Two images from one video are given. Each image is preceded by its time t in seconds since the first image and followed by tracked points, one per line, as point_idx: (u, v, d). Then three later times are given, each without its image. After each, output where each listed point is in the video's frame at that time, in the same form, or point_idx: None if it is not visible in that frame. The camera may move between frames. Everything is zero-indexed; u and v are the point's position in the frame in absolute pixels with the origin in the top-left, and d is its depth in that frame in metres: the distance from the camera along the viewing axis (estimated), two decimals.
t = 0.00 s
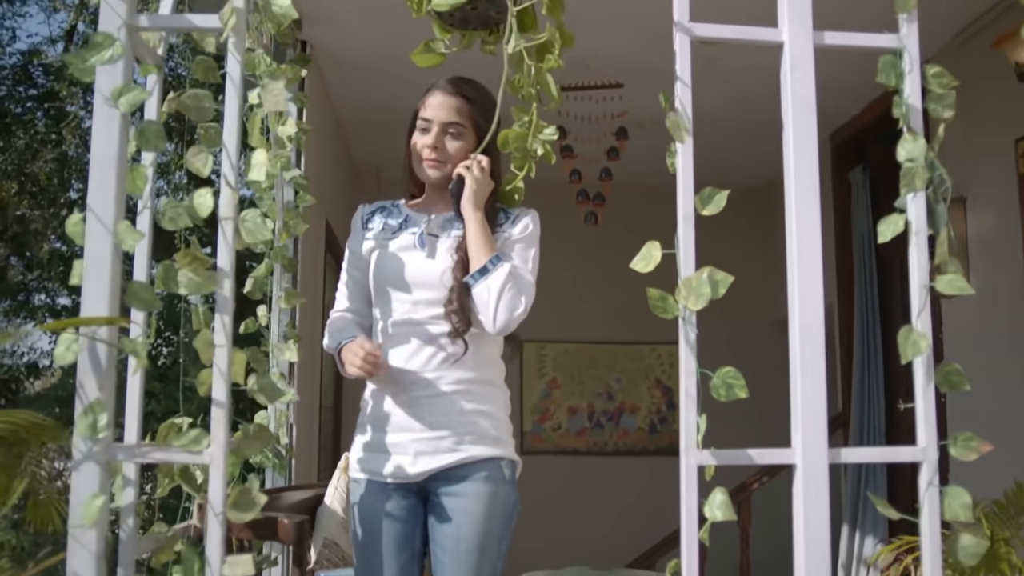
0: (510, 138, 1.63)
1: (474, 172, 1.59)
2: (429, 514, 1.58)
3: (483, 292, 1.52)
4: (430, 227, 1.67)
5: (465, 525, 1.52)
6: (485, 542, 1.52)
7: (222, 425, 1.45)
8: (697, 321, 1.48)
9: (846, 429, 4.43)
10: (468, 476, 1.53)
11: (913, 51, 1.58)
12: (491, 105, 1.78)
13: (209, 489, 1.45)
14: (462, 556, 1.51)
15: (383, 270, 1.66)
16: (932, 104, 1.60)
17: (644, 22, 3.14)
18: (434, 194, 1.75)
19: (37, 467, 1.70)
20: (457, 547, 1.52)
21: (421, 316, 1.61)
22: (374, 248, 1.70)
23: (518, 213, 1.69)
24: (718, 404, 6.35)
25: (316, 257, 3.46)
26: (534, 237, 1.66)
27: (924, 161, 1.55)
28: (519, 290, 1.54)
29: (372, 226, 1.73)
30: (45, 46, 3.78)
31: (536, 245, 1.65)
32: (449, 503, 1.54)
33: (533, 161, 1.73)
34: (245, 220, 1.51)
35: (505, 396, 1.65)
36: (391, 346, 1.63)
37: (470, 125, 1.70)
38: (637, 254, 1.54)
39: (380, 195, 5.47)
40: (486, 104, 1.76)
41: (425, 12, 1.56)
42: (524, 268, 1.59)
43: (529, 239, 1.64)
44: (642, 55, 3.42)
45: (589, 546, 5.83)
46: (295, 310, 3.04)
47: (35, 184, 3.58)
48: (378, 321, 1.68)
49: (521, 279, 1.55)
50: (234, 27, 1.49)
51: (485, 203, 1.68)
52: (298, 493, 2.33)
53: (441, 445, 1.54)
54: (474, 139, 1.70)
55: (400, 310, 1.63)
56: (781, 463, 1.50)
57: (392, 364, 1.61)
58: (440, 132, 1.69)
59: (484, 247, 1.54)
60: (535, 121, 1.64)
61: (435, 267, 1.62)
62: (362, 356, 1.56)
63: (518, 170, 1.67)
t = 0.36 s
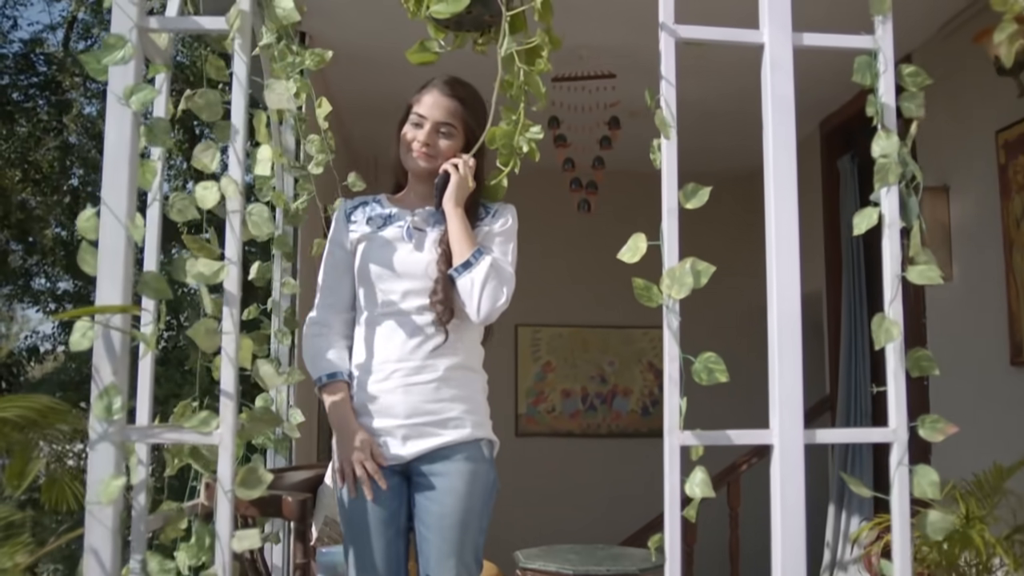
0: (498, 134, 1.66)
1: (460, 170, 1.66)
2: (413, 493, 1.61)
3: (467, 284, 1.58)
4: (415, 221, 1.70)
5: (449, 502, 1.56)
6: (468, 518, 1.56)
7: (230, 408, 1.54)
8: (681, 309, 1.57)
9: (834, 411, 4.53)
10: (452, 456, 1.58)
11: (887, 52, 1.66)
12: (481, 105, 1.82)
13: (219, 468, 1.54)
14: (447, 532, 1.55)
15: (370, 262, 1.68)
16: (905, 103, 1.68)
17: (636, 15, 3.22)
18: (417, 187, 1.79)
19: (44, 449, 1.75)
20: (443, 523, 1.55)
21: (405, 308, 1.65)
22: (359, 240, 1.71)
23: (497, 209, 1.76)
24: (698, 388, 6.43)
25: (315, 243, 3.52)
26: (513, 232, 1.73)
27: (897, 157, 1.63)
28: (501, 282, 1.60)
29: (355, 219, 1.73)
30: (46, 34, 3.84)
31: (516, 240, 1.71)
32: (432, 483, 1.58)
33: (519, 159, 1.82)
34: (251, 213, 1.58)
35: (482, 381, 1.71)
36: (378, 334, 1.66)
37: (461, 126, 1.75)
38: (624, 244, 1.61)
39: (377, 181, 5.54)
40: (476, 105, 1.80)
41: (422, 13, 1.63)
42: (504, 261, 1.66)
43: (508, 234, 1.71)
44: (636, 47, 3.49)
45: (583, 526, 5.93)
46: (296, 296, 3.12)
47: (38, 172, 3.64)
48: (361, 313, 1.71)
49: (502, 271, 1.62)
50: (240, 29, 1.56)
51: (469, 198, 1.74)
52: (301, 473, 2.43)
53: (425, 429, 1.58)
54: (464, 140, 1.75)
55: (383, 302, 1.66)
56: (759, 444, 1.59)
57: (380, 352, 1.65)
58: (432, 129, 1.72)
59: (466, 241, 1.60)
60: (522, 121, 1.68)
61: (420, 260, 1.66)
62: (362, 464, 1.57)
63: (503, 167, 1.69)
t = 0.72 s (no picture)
0: (488, 128, 1.72)
1: (442, 157, 1.68)
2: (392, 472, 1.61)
3: (454, 270, 1.61)
4: (392, 213, 1.69)
5: (428, 481, 1.56)
6: (446, 495, 1.57)
7: (231, 390, 1.62)
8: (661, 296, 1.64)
9: (818, 393, 4.62)
10: (431, 437, 1.58)
11: (860, 50, 1.74)
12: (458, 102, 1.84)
13: (221, 448, 1.61)
14: (426, 510, 1.56)
15: (349, 250, 1.67)
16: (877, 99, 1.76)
17: (624, 6, 3.28)
18: (393, 175, 1.77)
19: (48, 432, 1.80)
20: (423, 502, 1.56)
21: (388, 295, 1.65)
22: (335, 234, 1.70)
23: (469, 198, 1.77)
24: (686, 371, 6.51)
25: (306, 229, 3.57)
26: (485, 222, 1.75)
27: (869, 150, 1.71)
28: (484, 272, 1.64)
29: (330, 211, 1.72)
30: (40, 19, 3.93)
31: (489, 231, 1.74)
32: (411, 463, 1.58)
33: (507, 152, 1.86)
34: (250, 204, 1.65)
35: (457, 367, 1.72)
36: (357, 322, 1.65)
37: (442, 117, 1.76)
38: (607, 234, 1.68)
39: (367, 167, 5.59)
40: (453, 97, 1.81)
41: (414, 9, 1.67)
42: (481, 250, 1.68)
43: (485, 225, 1.73)
44: (624, 37, 3.55)
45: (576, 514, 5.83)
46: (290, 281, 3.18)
47: (35, 159, 3.68)
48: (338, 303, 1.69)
49: (484, 260, 1.65)
50: (239, 26, 1.63)
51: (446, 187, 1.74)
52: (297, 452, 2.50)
53: (404, 412, 1.59)
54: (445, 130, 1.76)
55: (363, 293, 1.66)
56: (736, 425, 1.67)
57: (359, 339, 1.64)
58: (415, 115, 1.72)
59: (450, 229, 1.62)
60: (511, 115, 1.74)
61: (400, 250, 1.66)
62: (334, 449, 1.56)
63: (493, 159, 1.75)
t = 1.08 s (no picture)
0: (482, 132, 1.79)
1: (416, 164, 1.74)
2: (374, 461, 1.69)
3: (427, 274, 1.68)
4: (368, 214, 1.75)
5: (407, 467, 1.64)
6: (426, 481, 1.64)
7: (229, 383, 1.68)
8: (641, 291, 1.72)
9: (800, 384, 4.71)
10: (411, 425, 1.66)
11: (833, 55, 1.81)
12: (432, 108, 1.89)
13: (218, 437, 1.68)
14: (407, 494, 1.62)
15: (326, 251, 1.73)
16: (849, 100, 1.84)
17: (610, 5, 3.34)
18: (367, 176, 1.83)
19: (51, 423, 1.86)
20: (403, 487, 1.63)
21: (366, 294, 1.71)
22: (311, 233, 1.75)
23: (439, 198, 1.84)
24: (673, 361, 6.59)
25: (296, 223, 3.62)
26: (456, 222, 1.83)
27: (840, 151, 1.78)
28: (456, 273, 1.72)
29: (308, 210, 1.76)
30: (32, 14, 3.96)
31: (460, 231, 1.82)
32: (391, 451, 1.66)
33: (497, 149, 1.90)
34: (246, 203, 1.72)
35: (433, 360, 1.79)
36: (336, 320, 1.71)
37: (418, 125, 1.81)
38: (589, 231, 1.76)
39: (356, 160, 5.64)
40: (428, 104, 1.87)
41: (408, 12, 1.68)
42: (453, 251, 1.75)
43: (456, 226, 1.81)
44: (611, 34, 3.62)
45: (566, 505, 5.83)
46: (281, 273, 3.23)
47: (30, 154, 3.75)
48: (314, 300, 1.75)
49: (456, 262, 1.73)
50: (234, 30, 1.69)
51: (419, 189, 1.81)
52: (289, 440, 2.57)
53: (385, 403, 1.66)
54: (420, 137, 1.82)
55: (341, 291, 1.72)
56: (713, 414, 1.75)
57: (338, 335, 1.71)
58: (393, 124, 1.78)
59: (424, 233, 1.70)
60: (503, 117, 1.81)
61: (378, 250, 1.72)
62: (317, 440, 1.63)
63: (489, 160, 1.83)
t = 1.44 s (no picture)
0: (464, 132, 1.85)
1: (403, 166, 1.81)
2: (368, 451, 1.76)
3: (417, 271, 1.74)
4: (359, 212, 1.81)
5: (400, 457, 1.71)
6: (417, 470, 1.71)
7: (229, 375, 1.75)
8: (624, 287, 1.79)
9: (786, 377, 4.79)
10: (404, 416, 1.73)
11: (810, 60, 1.88)
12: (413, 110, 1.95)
13: (218, 428, 1.75)
14: (399, 483, 1.70)
15: (320, 249, 1.79)
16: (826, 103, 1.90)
17: (599, 5, 3.40)
18: (356, 177, 1.89)
19: (54, 415, 1.92)
20: (396, 476, 1.70)
21: (358, 290, 1.78)
22: (303, 232, 1.81)
23: (425, 195, 1.90)
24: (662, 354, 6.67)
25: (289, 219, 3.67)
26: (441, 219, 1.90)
27: (817, 153, 1.85)
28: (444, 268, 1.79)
29: (298, 211, 1.83)
30: (28, 11, 3.98)
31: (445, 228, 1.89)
32: (384, 441, 1.72)
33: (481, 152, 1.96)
34: (244, 203, 1.79)
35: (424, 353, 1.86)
36: (330, 316, 1.78)
37: (403, 126, 1.88)
38: (575, 230, 1.83)
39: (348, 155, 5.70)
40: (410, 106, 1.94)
41: (398, 19, 1.73)
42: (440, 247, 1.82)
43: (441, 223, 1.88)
44: (600, 33, 3.68)
45: (556, 496, 5.92)
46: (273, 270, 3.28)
47: (26, 149, 3.77)
48: (307, 299, 1.81)
49: (444, 257, 1.80)
50: (233, 36, 1.76)
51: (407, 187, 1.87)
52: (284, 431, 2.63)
53: (379, 394, 1.73)
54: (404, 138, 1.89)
55: (336, 287, 1.79)
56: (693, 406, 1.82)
57: (331, 331, 1.77)
58: (378, 126, 1.84)
59: (412, 232, 1.76)
60: (485, 119, 1.87)
61: (368, 248, 1.79)
62: (316, 431, 1.69)
63: (471, 159, 1.89)
